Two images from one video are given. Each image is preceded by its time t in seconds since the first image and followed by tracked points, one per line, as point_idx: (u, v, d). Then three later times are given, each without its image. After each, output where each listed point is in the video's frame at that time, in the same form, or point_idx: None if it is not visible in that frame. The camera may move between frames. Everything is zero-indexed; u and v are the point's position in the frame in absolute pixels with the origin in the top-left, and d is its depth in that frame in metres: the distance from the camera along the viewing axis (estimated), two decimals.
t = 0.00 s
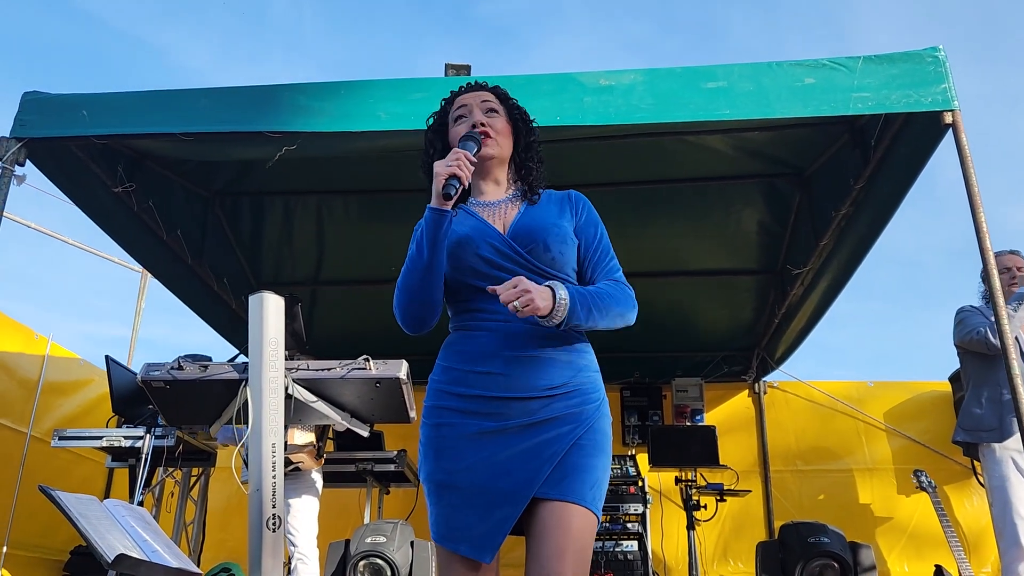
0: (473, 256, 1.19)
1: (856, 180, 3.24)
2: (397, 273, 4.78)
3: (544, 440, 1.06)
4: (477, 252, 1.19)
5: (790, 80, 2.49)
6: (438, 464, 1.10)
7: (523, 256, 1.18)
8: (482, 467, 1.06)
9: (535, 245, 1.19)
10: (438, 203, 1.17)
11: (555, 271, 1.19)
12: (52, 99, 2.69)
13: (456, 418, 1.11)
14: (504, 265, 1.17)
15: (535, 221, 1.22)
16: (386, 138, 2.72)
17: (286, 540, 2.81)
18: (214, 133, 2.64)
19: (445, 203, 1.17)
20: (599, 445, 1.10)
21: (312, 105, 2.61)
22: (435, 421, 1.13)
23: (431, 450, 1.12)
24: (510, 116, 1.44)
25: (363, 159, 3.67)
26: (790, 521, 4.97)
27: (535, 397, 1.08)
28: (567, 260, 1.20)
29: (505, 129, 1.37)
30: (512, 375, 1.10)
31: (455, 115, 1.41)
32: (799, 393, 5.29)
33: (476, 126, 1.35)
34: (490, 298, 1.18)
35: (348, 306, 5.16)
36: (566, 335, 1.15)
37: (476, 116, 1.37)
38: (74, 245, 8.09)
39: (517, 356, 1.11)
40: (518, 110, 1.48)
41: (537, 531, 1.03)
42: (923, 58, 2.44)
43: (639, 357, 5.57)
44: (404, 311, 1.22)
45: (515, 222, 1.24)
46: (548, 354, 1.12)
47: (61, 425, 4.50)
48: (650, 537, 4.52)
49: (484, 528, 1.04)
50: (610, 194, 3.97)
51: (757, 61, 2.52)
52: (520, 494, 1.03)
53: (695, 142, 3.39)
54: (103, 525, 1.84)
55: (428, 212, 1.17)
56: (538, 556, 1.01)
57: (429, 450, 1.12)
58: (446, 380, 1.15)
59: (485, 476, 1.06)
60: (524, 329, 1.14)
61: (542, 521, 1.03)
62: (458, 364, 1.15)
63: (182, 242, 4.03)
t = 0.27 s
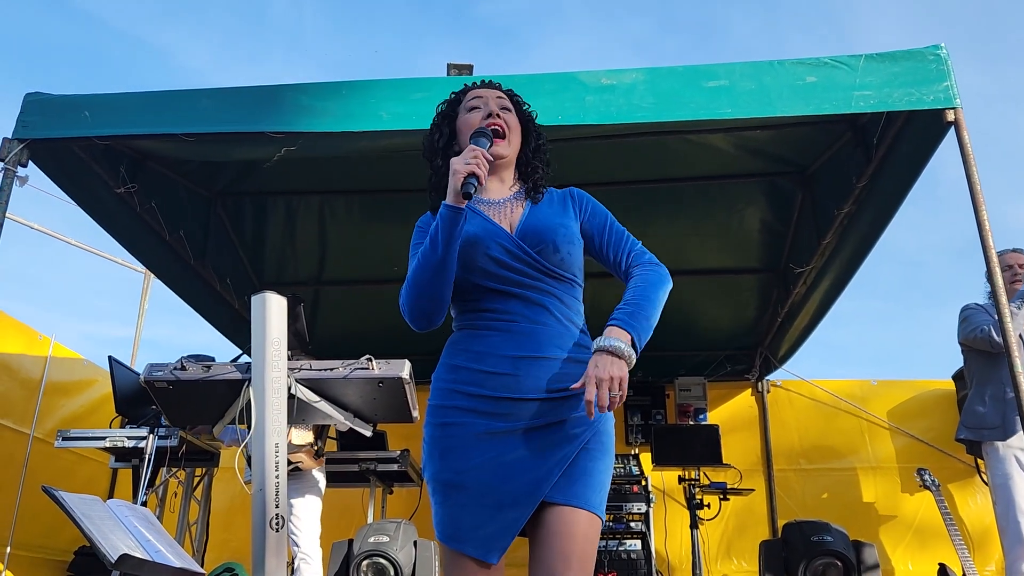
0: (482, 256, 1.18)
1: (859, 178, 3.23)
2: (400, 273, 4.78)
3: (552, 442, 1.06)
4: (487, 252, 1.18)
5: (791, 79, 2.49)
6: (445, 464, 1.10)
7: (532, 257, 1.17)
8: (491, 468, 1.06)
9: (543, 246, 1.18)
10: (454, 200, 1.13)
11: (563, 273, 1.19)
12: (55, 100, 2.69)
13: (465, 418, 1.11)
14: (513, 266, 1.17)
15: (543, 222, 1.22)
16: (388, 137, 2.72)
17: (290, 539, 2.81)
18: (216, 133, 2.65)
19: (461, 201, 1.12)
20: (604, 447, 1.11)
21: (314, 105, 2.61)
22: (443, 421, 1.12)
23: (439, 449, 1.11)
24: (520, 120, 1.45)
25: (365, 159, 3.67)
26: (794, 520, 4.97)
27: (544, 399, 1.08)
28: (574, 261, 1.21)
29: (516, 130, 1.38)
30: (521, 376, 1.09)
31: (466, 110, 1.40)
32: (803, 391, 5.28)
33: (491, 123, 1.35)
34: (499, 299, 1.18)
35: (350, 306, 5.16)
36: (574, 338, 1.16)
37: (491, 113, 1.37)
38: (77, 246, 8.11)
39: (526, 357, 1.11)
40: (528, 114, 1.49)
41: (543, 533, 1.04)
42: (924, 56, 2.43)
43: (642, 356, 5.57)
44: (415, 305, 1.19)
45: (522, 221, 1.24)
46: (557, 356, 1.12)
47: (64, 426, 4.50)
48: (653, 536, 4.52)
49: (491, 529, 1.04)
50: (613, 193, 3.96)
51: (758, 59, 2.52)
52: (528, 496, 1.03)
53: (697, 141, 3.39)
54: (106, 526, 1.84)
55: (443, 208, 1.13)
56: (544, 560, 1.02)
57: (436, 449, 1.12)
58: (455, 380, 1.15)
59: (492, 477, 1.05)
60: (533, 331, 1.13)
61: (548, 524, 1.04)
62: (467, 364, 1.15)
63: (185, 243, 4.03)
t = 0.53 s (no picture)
0: (498, 256, 1.16)
1: (861, 177, 3.23)
2: (401, 273, 4.78)
3: (565, 441, 1.07)
4: (503, 252, 1.17)
5: (793, 77, 2.49)
6: (455, 460, 1.08)
7: (545, 260, 1.19)
8: (504, 465, 1.05)
9: (556, 250, 1.20)
10: (485, 197, 1.09)
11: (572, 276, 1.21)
12: (57, 101, 2.70)
13: (477, 414, 1.09)
14: (527, 266, 1.17)
15: (552, 226, 1.24)
16: (389, 137, 2.72)
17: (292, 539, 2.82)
18: (218, 134, 2.65)
19: (495, 199, 1.09)
20: (611, 448, 1.12)
21: (316, 105, 2.61)
22: (453, 417, 1.10)
23: (448, 445, 1.09)
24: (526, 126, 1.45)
25: (366, 159, 3.68)
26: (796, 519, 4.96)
27: (557, 398, 1.08)
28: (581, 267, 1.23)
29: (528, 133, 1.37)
30: (536, 375, 1.09)
31: (480, 106, 1.38)
32: (805, 390, 5.28)
33: (509, 121, 1.34)
34: (511, 296, 1.17)
35: (352, 306, 5.17)
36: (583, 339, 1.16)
37: (509, 111, 1.36)
38: (80, 246, 8.12)
39: (541, 356, 1.10)
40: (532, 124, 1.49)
41: (553, 531, 1.03)
42: (926, 54, 2.43)
43: (644, 355, 5.57)
44: (434, 304, 1.12)
45: (531, 223, 1.24)
46: (568, 356, 1.12)
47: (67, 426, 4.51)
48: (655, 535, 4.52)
49: (503, 526, 1.03)
50: (614, 192, 3.96)
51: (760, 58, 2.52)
52: (542, 494, 1.03)
53: (699, 139, 3.39)
54: (109, 525, 1.85)
55: (474, 206, 1.08)
56: (554, 556, 1.01)
57: (445, 446, 1.10)
58: (465, 375, 1.13)
59: (506, 474, 1.04)
60: (546, 330, 1.13)
61: (558, 522, 1.03)
62: (479, 360, 1.13)
63: (187, 243, 4.04)
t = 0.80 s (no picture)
0: (500, 256, 1.16)
1: (863, 175, 3.23)
2: (404, 273, 4.79)
3: (567, 442, 1.06)
4: (505, 252, 1.16)
5: (795, 76, 2.48)
6: (458, 461, 1.08)
7: (549, 258, 1.17)
8: (506, 466, 1.05)
9: (559, 248, 1.19)
10: (494, 192, 1.07)
11: (575, 276, 1.20)
12: (59, 102, 2.70)
13: (479, 415, 1.09)
14: (530, 266, 1.16)
15: (556, 223, 1.22)
16: (391, 137, 2.72)
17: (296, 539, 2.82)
18: (220, 135, 2.66)
19: (504, 195, 1.08)
20: (613, 448, 1.11)
21: (318, 105, 2.61)
22: (456, 417, 1.11)
23: (450, 446, 1.10)
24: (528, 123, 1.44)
25: (368, 159, 3.68)
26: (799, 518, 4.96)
27: (559, 399, 1.08)
28: (584, 265, 1.22)
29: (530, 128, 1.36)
30: (538, 375, 1.09)
31: (482, 102, 1.36)
32: (808, 389, 5.27)
33: (513, 116, 1.33)
34: (513, 297, 1.16)
35: (354, 307, 5.17)
36: (586, 340, 1.16)
37: (513, 107, 1.35)
38: (83, 247, 8.14)
39: (542, 356, 1.10)
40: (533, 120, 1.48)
41: (553, 531, 1.03)
42: (928, 53, 2.43)
43: (646, 354, 5.57)
44: (439, 300, 1.09)
45: (533, 221, 1.23)
46: (570, 356, 1.12)
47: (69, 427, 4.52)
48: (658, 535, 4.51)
49: (506, 528, 1.03)
50: (616, 192, 3.96)
51: (762, 56, 2.51)
52: (543, 495, 1.03)
53: (701, 139, 3.39)
54: (112, 526, 1.85)
55: (482, 202, 1.07)
56: (555, 557, 1.01)
57: (447, 446, 1.10)
58: (468, 377, 1.13)
59: (508, 475, 1.04)
60: (548, 330, 1.13)
61: (558, 523, 1.04)
62: (481, 362, 1.13)
63: (190, 244, 4.04)
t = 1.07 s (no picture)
0: (511, 256, 1.16)
1: (865, 175, 3.22)
2: (406, 273, 4.79)
3: (573, 443, 1.07)
4: (517, 253, 1.15)
5: (797, 76, 2.48)
6: (464, 461, 1.08)
7: (558, 260, 1.18)
8: (512, 466, 1.05)
9: (568, 250, 1.19)
10: (511, 194, 1.07)
11: (582, 278, 1.21)
12: (62, 103, 2.71)
13: (486, 415, 1.09)
14: (539, 267, 1.16)
15: (565, 226, 1.23)
16: (393, 137, 2.72)
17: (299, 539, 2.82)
18: (222, 135, 2.66)
19: (521, 197, 1.08)
20: (616, 450, 1.12)
21: (320, 105, 2.62)
22: (462, 417, 1.11)
23: (456, 445, 1.10)
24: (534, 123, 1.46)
25: (370, 159, 3.69)
26: (802, 517, 4.96)
27: (566, 400, 1.09)
28: (590, 268, 1.23)
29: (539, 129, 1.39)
30: (545, 376, 1.09)
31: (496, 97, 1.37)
32: (810, 389, 5.27)
33: (526, 116, 1.35)
34: (520, 297, 1.16)
35: (356, 307, 5.18)
36: (592, 341, 1.16)
37: (526, 107, 1.37)
38: (86, 248, 8.15)
39: (549, 357, 1.10)
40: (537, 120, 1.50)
41: (556, 530, 1.04)
42: (930, 52, 2.42)
43: (648, 354, 5.56)
44: (451, 298, 1.09)
45: (543, 223, 1.23)
46: (577, 358, 1.12)
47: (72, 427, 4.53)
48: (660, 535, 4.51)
49: (512, 527, 1.03)
50: (618, 192, 3.96)
51: (764, 56, 2.51)
52: (550, 495, 1.03)
53: (703, 138, 3.38)
54: (116, 526, 1.85)
55: (499, 202, 1.07)
56: (558, 556, 1.02)
57: (452, 446, 1.10)
58: (474, 376, 1.13)
59: (515, 475, 1.04)
60: (554, 331, 1.13)
61: (562, 522, 1.04)
62: (488, 361, 1.13)
63: (192, 244, 4.05)
